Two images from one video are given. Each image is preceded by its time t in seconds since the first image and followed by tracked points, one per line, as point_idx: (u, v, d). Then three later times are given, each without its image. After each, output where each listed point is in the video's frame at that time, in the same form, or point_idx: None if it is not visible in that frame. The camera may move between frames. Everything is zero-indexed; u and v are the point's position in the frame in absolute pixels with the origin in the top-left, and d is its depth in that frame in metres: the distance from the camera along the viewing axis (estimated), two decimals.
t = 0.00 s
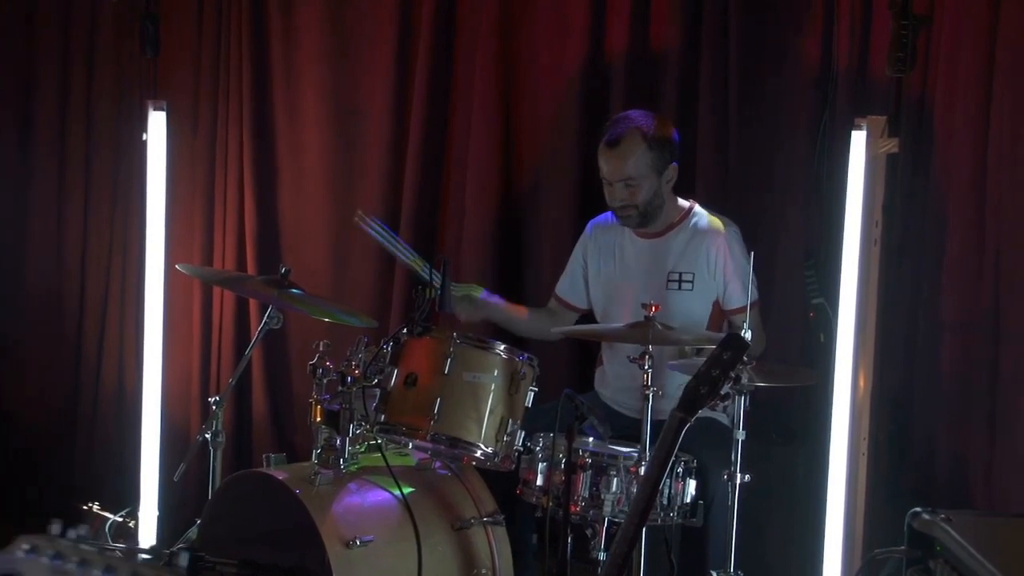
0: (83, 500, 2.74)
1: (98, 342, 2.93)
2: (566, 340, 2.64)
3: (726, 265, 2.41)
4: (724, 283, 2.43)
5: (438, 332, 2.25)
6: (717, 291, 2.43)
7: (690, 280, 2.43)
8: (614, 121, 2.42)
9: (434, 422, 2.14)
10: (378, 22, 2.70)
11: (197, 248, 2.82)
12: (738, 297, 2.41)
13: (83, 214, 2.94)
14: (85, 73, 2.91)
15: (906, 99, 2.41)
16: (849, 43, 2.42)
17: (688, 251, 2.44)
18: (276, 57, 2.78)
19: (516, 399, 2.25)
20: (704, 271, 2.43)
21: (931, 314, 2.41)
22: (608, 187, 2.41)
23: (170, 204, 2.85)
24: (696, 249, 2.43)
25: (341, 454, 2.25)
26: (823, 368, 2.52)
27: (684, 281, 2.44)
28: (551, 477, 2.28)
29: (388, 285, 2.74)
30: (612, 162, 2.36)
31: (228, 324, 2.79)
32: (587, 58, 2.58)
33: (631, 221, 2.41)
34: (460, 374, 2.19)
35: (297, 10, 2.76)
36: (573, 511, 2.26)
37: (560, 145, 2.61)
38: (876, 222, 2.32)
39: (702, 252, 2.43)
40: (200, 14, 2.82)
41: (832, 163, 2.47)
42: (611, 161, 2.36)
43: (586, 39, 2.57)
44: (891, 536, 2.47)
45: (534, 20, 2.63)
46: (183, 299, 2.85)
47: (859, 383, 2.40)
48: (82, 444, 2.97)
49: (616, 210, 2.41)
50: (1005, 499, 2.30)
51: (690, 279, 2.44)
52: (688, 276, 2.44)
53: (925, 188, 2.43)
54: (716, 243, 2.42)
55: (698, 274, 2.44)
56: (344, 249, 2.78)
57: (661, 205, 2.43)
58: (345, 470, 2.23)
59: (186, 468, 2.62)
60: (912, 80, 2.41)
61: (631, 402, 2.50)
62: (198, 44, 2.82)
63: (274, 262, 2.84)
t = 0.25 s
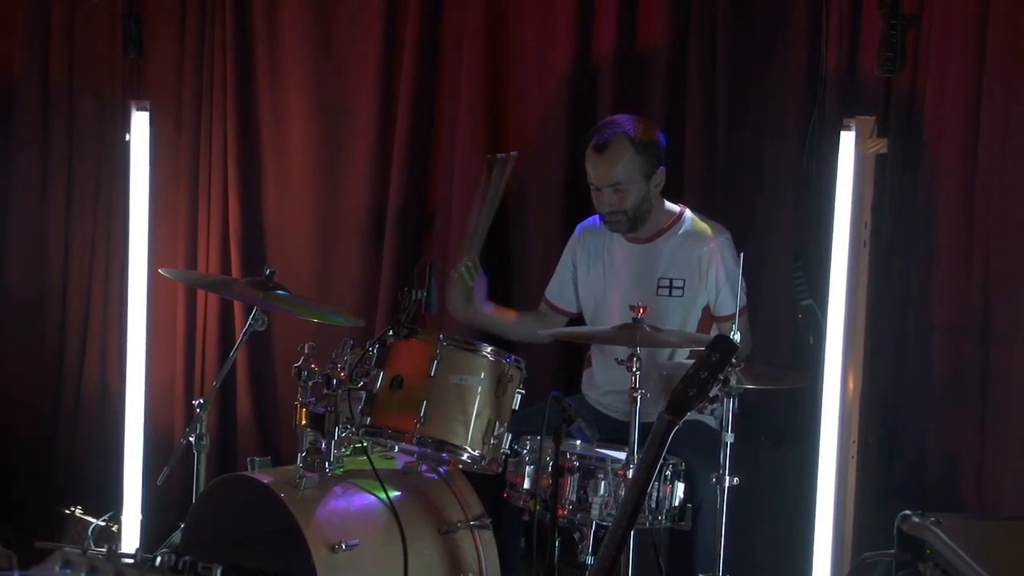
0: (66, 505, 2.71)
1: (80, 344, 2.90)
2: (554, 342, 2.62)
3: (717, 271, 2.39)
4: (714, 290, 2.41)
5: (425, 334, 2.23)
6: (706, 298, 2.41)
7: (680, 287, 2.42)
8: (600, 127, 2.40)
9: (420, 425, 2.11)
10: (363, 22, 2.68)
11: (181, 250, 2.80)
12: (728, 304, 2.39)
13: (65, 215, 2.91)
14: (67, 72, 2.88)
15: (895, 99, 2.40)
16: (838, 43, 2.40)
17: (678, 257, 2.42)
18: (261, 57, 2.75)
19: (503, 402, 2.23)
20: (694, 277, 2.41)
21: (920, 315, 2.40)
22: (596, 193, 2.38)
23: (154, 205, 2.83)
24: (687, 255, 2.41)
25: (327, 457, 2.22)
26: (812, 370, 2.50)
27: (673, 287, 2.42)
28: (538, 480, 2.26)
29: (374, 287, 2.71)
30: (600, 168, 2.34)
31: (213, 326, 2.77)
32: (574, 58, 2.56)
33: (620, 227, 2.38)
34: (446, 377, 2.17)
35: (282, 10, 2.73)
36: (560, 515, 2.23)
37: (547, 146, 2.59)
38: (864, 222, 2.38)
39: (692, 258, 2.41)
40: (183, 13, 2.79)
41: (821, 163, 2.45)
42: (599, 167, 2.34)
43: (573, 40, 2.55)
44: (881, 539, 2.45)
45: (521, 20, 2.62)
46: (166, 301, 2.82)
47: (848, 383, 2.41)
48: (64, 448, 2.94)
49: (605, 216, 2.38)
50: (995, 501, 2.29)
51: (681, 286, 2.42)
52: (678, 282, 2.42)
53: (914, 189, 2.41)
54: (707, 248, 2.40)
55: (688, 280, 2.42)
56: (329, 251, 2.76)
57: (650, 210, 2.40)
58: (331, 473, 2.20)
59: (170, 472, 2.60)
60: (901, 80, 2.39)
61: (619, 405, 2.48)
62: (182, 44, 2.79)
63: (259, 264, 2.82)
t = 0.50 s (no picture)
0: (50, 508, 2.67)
1: (64, 345, 2.86)
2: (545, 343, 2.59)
3: (711, 270, 2.36)
4: (708, 290, 2.37)
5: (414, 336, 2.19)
6: (702, 297, 2.39)
7: (673, 287, 2.37)
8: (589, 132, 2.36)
9: (409, 428, 2.07)
10: (352, 20, 2.65)
11: (168, 251, 2.77)
12: (723, 302, 2.35)
13: (49, 215, 2.86)
14: (49, 69, 2.84)
15: (890, 98, 2.37)
16: (833, 42, 2.38)
17: (671, 256, 2.38)
18: (247, 56, 2.72)
19: (493, 405, 2.19)
20: (688, 276, 2.38)
21: (916, 316, 2.37)
22: (588, 199, 2.35)
23: (139, 204, 2.79)
24: (680, 253, 2.38)
25: (316, 460, 2.16)
26: (807, 373, 2.46)
27: (666, 287, 2.38)
28: (529, 484, 2.22)
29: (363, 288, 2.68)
30: (592, 175, 2.30)
31: (199, 327, 2.74)
32: (565, 56, 2.53)
33: (614, 232, 2.36)
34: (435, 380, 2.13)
35: (269, 7, 2.70)
36: (551, 519, 2.20)
37: (539, 146, 2.56)
38: (860, 221, 2.34)
39: (686, 257, 2.38)
40: (170, 11, 2.76)
41: (815, 164, 2.42)
42: (591, 174, 2.30)
43: (565, 38, 2.52)
44: (876, 543, 2.42)
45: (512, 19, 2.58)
46: (152, 302, 2.80)
47: (844, 386, 2.35)
48: (47, 451, 2.89)
49: (599, 222, 2.35)
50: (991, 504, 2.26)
51: (673, 285, 2.38)
52: (671, 282, 2.38)
53: (910, 189, 2.39)
54: (700, 246, 2.37)
55: (681, 279, 2.38)
56: (317, 252, 2.72)
57: (643, 213, 2.38)
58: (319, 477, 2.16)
59: (155, 475, 2.56)
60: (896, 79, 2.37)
61: (611, 407, 2.45)
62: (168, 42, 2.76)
63: (245, 265, 2.79)
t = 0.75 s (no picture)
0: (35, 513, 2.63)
1: (49, 348, 2.82)
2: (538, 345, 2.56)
3: (701, 270, 2.33)
4: (699, 291, 2.34)
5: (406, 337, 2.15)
6: (693, 296, 2.35)
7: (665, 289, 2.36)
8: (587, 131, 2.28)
9: (400, 430, 2.04)
10: (343, 18, 2.62)
11: (155, 253, 2.73)
12: (716, 303, 2.33)
13: (34, 215, 2.82)
14: (35, 68, 2.79)
15: (887, 97, 2.34)
16: (829, 40, 2.35)
17: (662, 257, 2.37)
18: (236, 54, 2.68)
19: (486, 407, 2.16)
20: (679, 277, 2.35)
21: (913, 318, 2.34)
22: (587, 201, 2.28)
23: (126, 204, 2.76)
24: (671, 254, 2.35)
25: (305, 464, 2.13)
26: (803, 375, 2.43)
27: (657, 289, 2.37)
28: (521, 488, 2.18)
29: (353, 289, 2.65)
30: (595, 179, 2.23)
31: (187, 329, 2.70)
32: (558, 55, 2.50)
33: (611, 234, 2.32)
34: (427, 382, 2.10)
35: (258, 5, 2.66)
36: (544, 523, 2.16)
37: (531, 146, 2.53)
38: (857, 225, 2.39)
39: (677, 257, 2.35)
40: (157, 10, 2.72)
41: (811, 164, 2.39)
42: (594, 178, 2.23)
43: (558, 36, 2.49)
44: (873, 547, 2.40)
45: (504, 17, 2.55)
46: (139, 304, 2.76)
47: (841, 388, 2.43)
48: (32, 455, 2.85)
49: (596, 225, 2.30)
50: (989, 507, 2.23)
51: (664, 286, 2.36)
52: (662, 284, 2.37)
53: (907, 189, 2.36)
54: (691, 247, 2.33)
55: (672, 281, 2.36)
56: (307, 253, 2.69)
57: (638, 214, 2.34)
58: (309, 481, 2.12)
59: (143, 479, 2.52)
60: (894, 77, 2.34)
61: (605, 410, 2.42)
62: (156, 40, 2.72)
63: (234, 266, 2.75)
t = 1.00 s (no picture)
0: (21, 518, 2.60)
1: (35, 350, 2.79)
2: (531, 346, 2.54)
3: (701, 269, 2.32)
4: (698, 290, 2.33)
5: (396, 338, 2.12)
6: (692, 296, 2.34)
7: (662, 288, 2.34)
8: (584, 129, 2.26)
9: (391, 434, 2.01)
10: (332, 17, 2.59)
11: (142, 254, 2.71)
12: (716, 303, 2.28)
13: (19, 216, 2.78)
14: (20, 67, 2.76)
15: (881, 96, 2.32)
16: (823, 39, 2.33)
17: (659, 256, 2.34)
18: (224, 53, 2.66)
19: (477, 409, 2.14)
20: (677, 277, 2.34)
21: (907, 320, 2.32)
22: (585, 200, 2.26)
23: (114, 205, 2.74)
24: (668, 253, 2.34)
25: (293, 467, 2.11)
26: (797, 376, 2.42)
27: (654, 288, 2.34)
28: (513, 491, 2.15)
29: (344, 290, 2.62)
30: (593, 178, 2.21)
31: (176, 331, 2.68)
32: (549, 55, 2.48)
33: (609, 233, 2.30)
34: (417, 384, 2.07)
35: (246, 4, 2.64)
36: (536, 526, 2.13)
37: (523, 145, 2.51)
38: (852, 225, 2.27)
39: (675, 257, 2.33)
40: (144, 8, 2.69)
41: (805, 163, 2.37)
42: (592, 177, 2.21)
43: (549, 35, 2.47)
44: (868, 549, 2.38)
45: (495, 16, 2.53)
46: (126, 305, 2.74)
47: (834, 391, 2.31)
48: (18, 458, 2.82)
49: (594, 224, 2.27)
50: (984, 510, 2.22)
51: (662, 286, 2.34)
52: (660, 283, 2.34)
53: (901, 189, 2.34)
54: (689, 247, 2.32)
55: (670, 281, 2.34)
56: (296, 254, 2.67)
57: (636, 214, 2.31)
58: (298, 484, 2.10)
59: (130, 484, 2.49)
60: (888, 75, 2.32)
61: (597, 411, 2.39)
62: (143, 40, 2.69)
63: (222, 268, 2.72)
